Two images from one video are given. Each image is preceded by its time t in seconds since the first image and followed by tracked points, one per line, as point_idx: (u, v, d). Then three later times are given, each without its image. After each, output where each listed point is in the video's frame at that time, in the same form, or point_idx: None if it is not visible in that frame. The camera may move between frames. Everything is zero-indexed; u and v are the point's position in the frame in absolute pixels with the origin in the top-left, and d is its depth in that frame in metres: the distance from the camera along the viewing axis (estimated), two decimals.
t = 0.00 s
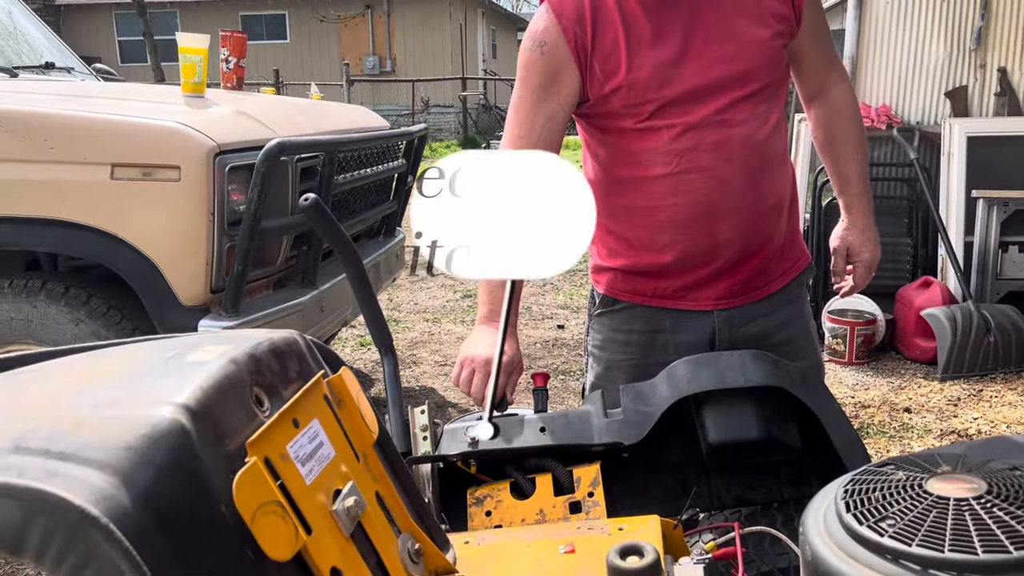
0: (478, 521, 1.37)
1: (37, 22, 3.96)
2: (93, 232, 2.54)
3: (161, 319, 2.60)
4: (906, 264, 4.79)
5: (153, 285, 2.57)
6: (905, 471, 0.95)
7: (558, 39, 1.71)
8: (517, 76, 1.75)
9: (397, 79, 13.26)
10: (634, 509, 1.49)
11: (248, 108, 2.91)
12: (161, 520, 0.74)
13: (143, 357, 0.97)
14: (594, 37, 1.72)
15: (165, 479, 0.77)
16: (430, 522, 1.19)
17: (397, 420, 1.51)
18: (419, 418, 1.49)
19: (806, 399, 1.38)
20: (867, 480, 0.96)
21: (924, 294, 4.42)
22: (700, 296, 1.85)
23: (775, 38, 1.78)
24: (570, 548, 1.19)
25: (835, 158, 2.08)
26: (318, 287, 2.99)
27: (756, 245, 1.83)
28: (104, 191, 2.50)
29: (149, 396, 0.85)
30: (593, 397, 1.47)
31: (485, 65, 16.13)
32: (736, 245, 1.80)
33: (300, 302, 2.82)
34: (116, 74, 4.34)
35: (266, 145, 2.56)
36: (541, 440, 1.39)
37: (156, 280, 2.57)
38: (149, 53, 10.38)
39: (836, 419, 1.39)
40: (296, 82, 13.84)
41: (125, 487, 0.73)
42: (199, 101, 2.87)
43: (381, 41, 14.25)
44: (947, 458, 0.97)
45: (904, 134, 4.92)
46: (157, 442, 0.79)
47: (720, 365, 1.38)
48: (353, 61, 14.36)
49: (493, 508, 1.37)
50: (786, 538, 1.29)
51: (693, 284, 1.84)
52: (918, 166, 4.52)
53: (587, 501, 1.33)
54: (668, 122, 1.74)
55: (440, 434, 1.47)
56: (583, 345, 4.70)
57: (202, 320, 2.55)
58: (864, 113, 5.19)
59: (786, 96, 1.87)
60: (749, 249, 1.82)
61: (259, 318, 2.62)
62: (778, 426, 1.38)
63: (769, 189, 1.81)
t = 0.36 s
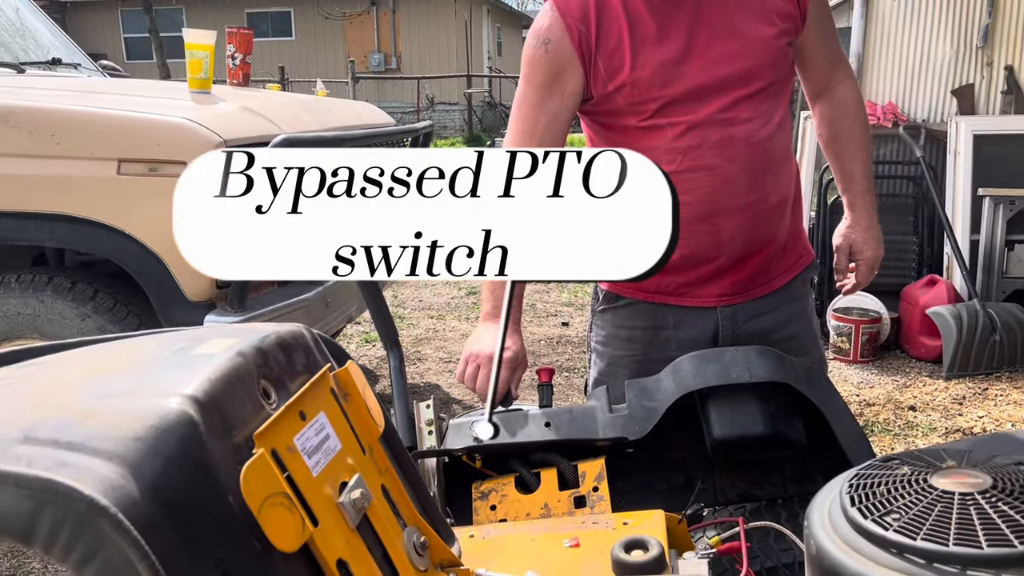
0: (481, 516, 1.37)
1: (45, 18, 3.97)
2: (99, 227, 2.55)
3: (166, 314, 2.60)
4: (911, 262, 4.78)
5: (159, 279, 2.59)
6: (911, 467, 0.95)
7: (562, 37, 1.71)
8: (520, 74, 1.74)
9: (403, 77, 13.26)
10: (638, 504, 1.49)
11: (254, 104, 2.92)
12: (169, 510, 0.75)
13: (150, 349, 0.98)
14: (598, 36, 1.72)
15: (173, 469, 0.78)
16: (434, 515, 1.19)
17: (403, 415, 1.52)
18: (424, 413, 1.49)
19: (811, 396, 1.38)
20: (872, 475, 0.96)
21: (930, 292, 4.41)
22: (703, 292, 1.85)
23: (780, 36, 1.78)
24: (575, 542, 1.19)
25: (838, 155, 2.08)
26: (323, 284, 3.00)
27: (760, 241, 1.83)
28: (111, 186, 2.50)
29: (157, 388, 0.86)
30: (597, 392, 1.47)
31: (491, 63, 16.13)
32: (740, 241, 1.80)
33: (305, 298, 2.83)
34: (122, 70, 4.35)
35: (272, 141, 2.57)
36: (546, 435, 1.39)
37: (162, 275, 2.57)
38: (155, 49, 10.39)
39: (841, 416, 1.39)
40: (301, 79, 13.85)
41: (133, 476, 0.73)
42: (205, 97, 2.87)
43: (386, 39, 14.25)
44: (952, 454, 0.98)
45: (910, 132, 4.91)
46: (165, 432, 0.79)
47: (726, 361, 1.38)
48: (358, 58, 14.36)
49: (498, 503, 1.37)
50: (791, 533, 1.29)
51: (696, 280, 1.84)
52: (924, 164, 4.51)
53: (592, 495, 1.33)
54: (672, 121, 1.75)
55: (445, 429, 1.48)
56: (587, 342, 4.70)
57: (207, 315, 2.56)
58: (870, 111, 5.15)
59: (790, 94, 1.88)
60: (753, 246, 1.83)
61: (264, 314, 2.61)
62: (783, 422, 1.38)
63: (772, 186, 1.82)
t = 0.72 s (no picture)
0: (485, 512, 1.37)
1: (50, 16, 3.98)
2: (105, 225, 2.56)
3: (171, 311, 2.61)
4: (916, 261, 4.77)
5: (165, 276, 2.59)
6: (913, 463, 0.95)
7: (565, 37, 1.71)
8: (523, 72, 1.74)
9: (407, 75, 13.25)
10: (641, 501, 1.49)
11: (258, 102, 2.92)
12: (173, 504, 0.75)
13: (155, 345, 0.98)
14: (601, 36, 1.72)
15: (178, 463, 0.78)
16: (438, 510, 1.20)
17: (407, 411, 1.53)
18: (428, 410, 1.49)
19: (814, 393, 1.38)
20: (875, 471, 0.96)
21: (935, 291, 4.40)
22: (705, 290, 1.85)
23: (784, 36, 1.78)
24: (578, 538, 1.20)
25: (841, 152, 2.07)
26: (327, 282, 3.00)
27: (764, 238, 1.83)
28: (116, 184, 2.51)
29: (163, 382, 0.86)
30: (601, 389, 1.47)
31: (495, 61, 16.12)
32: (744, 239, 1.80)
33: (309, 295, 2.83)
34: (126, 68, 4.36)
35: (277, 139, 2.58)
36: (550, 432, 1.39)
37: (167, 272, 2.58)
38: (160, 47, 10.41)
39: (842, 415, 1.39)
40: (306, 77, 13.86)
41: (138, 470, 0.74)
42: (210, 95, 2.87)
43: (390, 37, 14.24)
44: (954, 450, 0.98)
45: (915, 130, 4.90)
46: (170, 427, 0.80)
47: (729, 358, 1.38)
48: (363, 57, 14.37)
49: (501, 499, 1.38)
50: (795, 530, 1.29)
51: (699, 278, 1.84)
52: (929, 162, 4.50)
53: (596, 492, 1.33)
54: (673, 122, 1.75)
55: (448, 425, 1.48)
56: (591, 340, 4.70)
57: (212, 312, 2.56)
58: (875, 110, 5.13)
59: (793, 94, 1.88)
60: (757, 244, 1.83)
61: (269, 311, 2.62)
62: (785, 419, 1.38)
63: (775, 186, 1.82)
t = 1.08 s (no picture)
0: (490, 511, 1.37)
1: (55, 16, 3.98)
2: (110, 224, 2.57)
3: (176, 310, 2.62)
4: (922, 260, 4.76)
5: (170, 276, 2.60)
6: (917, 462, 0.95)
7: (569, 39, 1.71)
8: (527, 75, 1.76)
9: (411, 74, 13.26)
10: (646, 500, 1.49)
11: (262, 101, 2.93)
12: (179, 502, 0.75)
13: (163, 343, 0.98)
14: (605, 37, 1.72)
15: (183, 461, 0.78)
16: (443, 508, 1.20)
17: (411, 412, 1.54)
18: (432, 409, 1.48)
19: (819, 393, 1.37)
20: (880, 469, 0.96)
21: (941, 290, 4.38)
22: (710, 290, 1.85)
23: (789, 36, 1.77)
24: (584, 537, 1.19)
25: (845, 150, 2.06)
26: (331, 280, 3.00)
27: (768, 236, 1.83)
28: (121, 183, 2.52)
29: (170, 379, 0.87)
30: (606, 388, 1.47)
31: (499, 61, 16.12)
32: (748, 239, 1.80)
33: (314, 294, 2.83)
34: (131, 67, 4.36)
35: (282, 139, 2.58)
36: (554, 430, 1.39)
37: (172, 271, 2.59)
38: (166, 47, 10.43)
39: (847, 416, 1.38)
40: (310, 77, 13.88)
41: (144, 469, 0.74)
42: (215, 95, 2.88)
43: (395, 36, 14.25)
44: (961, 450, 0.97)
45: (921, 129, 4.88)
46: (176, 425, 0.80)
47: (735, 357, 1.38)
48: (367, 56, 14.37)
49: (506, 498, 1.38)
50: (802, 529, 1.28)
51: (703, 278, 1.84)
52: (935, 161, 4.49)
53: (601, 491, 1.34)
54: (677, 123, 1.75)
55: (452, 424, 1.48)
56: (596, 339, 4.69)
57: (217, 311, 2.56)
58: (880, 109, 5.10)
59: (798, 94, 1.87)
60: (761, 243, 1.82)
61: (275, 310, 2.62)
62: (791, 419, 1.38)
63: (780, 185, 1.81)
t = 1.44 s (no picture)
0: (495, 512, 1.37)
1: (60, 16, 3.99)
2: (114, 224, 2.57)
3: (181, 310, 2.62)
4: (927, 260, 4.75)
5: (175, 276, 2.60)
6: (925, 465, 0.94)
7: (570, 38, 1.71)
8: (529, 76, 1.76)
9: (415, 74, 13.26)
10: (652, 502, 1.49)
11: (266, 101, 2.93)
12: (184, 504, 0.75)
13: (167, 344, 0.98)
14: (607, 35, 1.71)
15: (188, 464, 0.78)
16: (448, 510, 1.19)
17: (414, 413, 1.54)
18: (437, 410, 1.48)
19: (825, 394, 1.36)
20: (889, 471, 0.95)
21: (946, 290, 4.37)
22: (715, 291, 1.84)
23: (793, 33, 1.76)
24: (589, 540, 1.19)
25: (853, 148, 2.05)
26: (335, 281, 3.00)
27: (773, 236, 1.82)
28: (125, 183, 2.52)
29: (175, 381, 0.86)
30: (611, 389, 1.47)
31: (503, 61, 16.11)
32: (753, 239, 1.80)
33: (318, 294, 2.83)
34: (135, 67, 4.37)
35: (286, 138, 2.57)
36: (559, 431, 1.39)
37: (177, 271, 2.59)
38: (170, 47, 10.44)
39: (853, 416, 1.37)
40: (314, 78, 13.89)
41: (149, 471, 0.74)
42: (219, 95, 2.88)
43: (399, 36, 14.25)
44: (969, 453, 0.96)
45: (926, 128, 4.86)
46: (182, 427, 0.80)
47: (740, 358, 1.38)
48: (371, 56, 14.38)
49: (512, 499, 1.37)
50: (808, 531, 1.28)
51: (708, 278, 1.83)
52: (941, 160, 4.47)
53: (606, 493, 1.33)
54: (681, 122, 1.74)
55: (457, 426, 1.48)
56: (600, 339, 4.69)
57: (221, 312, 2.56)
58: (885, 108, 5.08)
59: (802, 92, 1.86)
60: (767, 243, 1.82)
61: (279, 310, 2.61)
62: (796, 419, 1.37)
63: (786, 184, 1.80)
